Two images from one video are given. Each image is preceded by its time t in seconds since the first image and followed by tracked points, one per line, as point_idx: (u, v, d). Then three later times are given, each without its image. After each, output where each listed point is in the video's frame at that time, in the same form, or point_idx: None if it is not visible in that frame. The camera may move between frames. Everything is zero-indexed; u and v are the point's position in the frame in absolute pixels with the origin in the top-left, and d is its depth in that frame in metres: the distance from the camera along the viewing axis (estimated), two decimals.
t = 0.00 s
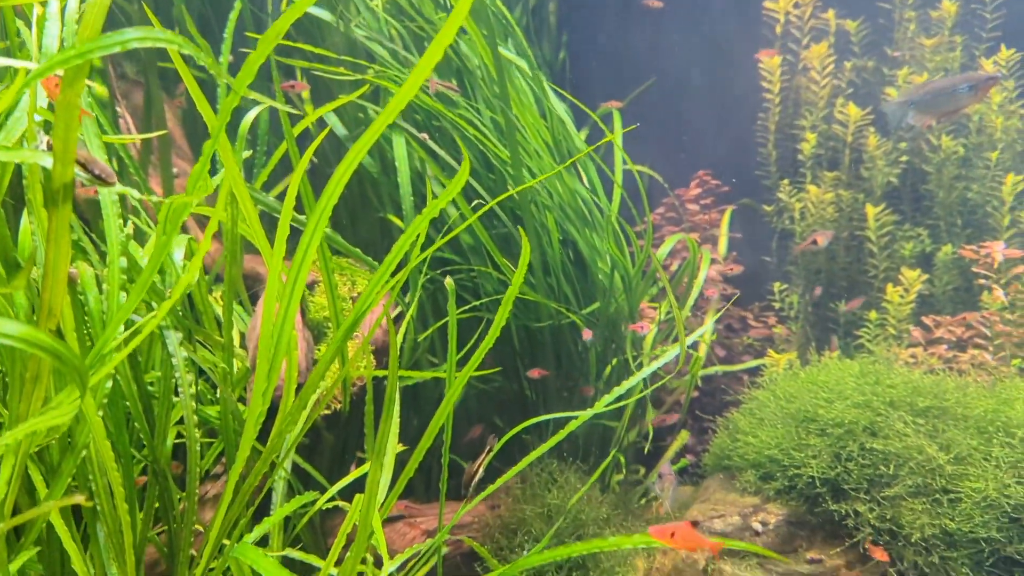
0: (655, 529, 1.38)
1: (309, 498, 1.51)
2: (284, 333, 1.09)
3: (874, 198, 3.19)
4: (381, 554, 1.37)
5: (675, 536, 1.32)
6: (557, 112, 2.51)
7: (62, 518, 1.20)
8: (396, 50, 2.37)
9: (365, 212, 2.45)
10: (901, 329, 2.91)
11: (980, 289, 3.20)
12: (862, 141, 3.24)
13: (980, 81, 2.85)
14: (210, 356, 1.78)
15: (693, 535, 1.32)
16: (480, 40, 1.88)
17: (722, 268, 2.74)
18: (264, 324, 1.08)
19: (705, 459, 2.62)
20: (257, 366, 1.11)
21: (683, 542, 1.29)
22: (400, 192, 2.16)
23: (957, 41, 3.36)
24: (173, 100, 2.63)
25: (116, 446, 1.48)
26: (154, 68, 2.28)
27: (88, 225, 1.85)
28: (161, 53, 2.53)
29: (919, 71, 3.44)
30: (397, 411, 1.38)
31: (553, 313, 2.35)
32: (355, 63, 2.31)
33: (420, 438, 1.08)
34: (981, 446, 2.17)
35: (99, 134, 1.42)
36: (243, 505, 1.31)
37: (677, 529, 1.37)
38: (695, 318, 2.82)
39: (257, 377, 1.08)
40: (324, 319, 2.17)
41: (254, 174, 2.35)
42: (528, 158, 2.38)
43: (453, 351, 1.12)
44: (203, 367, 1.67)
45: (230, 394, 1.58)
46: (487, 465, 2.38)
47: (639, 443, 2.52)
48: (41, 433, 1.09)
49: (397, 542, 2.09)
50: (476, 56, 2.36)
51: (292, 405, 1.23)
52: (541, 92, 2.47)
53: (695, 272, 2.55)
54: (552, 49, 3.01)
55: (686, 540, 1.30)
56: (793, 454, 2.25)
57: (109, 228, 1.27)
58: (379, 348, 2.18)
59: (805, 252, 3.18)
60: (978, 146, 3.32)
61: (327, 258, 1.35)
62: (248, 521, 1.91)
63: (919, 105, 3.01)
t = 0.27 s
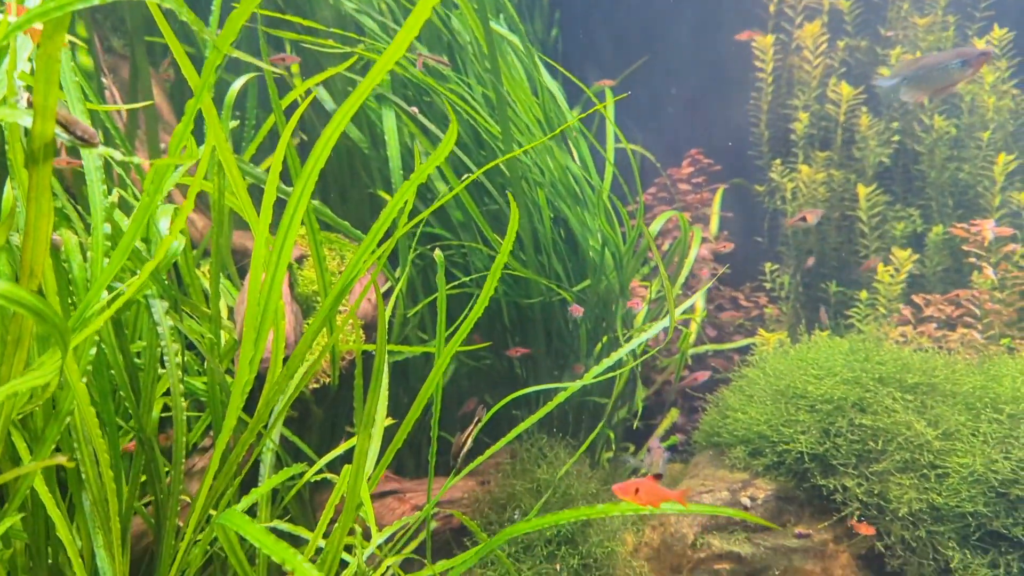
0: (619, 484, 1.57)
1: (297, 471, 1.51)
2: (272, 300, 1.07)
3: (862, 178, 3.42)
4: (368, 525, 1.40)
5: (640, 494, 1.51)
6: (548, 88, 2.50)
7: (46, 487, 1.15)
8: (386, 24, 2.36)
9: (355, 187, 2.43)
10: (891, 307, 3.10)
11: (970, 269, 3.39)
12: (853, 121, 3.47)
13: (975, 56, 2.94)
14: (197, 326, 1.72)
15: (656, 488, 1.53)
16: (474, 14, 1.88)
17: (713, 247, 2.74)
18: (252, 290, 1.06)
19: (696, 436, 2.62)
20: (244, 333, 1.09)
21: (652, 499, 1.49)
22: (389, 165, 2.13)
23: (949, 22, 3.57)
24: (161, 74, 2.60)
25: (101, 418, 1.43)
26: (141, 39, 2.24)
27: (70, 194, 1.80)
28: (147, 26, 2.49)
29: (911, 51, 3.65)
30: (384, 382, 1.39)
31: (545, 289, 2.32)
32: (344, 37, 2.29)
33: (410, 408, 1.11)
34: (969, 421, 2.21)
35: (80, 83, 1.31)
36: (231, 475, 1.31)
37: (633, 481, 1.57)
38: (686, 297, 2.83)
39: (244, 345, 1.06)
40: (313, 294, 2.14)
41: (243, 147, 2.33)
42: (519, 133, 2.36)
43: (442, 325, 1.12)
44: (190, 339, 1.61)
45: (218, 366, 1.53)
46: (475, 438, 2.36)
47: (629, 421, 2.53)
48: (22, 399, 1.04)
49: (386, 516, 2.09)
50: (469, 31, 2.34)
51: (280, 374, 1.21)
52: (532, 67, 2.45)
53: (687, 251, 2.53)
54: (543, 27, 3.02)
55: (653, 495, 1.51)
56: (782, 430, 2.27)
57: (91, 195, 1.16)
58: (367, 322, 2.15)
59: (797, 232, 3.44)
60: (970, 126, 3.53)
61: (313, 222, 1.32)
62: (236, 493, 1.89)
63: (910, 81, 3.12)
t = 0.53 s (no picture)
0: (596, 470, 1.98)
1: (292, 455, 1.52)
2: (264, 286, 1.06)
3: (857, 165, 3.54)
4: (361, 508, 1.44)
5: (613, 471, 1.99)
6: (543, 74, 2.49)
7: (41, 470, 1.13)
8: (380, 9, 2.35)
9: (349, 173, 2.42)
10: (884, 294, 3.20)
11: (963, 257, 3.47)
12: (848, 109, 3.59)
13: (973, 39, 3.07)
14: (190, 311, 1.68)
15: (623, 465, 2.01)
16: None
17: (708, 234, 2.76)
18: (244, 276, 1.04)
19: (689, 423, 2.66)
20: (237, 320, 1.08)
21: (621, 475, 1.98)
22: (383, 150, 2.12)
23: (942, 11, 3.69)
24: (154, 59, 2.59)
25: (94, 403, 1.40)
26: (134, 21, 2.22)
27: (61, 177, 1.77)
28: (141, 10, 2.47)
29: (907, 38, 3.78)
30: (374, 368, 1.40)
31: (539, 276, 2.32)
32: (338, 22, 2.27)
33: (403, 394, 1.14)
34: (960, 407, 2.23)
35: (72, 63, 1.27)
36: (226, 461, 1.28)
37: (605, 462, 2.02)
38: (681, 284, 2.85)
39: (236, 332, 1.06)
40: (307, 279, 2.14)
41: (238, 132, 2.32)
42: (515, 120, 2.35)
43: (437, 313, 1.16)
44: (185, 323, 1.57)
45: (213, 350, 1.49)
46: (468, 422, 2.37)
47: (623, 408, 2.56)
48: (14, 382, 1.02)
49: (380, 501, 2.08)
50: (463, 16, 2.33)
51: (273, 359, 1.20)
52: (527, 53, 2.44)
53: (681, 239, 2.55)
54: (539, 14, 3.02)
55: (622, 471, 1.99)
56: (775, 416, 2.30)
57: (85, 174, 1.18)
58: (361, 307, 2.13)
59: (790, 221, 3.58)
60: (964, 113, 3.65)
61: (306, 206, 1.31)
62: (231, 478, 1.88)
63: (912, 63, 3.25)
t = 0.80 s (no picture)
0: (567, 460, 1.93)
1: (285, 444, 1.49)
2: (257, 272, 1.03)
3: (851, 155, 3.61)
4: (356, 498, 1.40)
5: (584, 460, 1.93)
6: (536, 64, 2.49)
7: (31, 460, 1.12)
8: None
9: (342, 162, 2.42)
10: (877, 284, 3.25)
11: (955, 246, 3.51)
12: (841, 100, 3.67)
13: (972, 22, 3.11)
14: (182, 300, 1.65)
15: (594, 452, 1.95)
16: None
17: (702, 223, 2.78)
18: (235, 262, 1.01)
19: (682, 412, 2.68)
20: (229, 308, 1.05)
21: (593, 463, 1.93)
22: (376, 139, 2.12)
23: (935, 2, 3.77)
24: (146, 48, 2.57)
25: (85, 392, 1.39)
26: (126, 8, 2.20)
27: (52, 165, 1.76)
28: None
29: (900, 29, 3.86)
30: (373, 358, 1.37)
31: (533, 266, 2.33)
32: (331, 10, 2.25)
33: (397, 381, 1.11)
34: (951, 395, 2.24)
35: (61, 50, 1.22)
36: (218, 449, 1.27)
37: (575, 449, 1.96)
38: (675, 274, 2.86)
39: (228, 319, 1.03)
40: (300, 269, 2.13)
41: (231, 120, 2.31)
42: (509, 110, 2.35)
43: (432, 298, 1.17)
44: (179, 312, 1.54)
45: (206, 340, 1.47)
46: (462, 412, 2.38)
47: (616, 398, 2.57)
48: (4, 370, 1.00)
49: (373, 490, 2.09)
50: (457, 5, 2.32)
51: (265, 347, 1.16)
52: (521, 43, 2.43)
53: (674, 227, 2.53)
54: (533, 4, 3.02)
55: (593, 459, 1.94)
56: (767, 405, 2.31)
57: (76, 164, 1.13)
58: (355, 296, 2.15)
59: (783, 210, 3.63)
60: (957, 103, 3.72)
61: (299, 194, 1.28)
62: (224, 465, 1.88)
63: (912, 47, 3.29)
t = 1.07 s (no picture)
0: (537, 454, 1.89)
1: (273, 435, 1.49)
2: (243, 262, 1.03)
3: (843, 147, 3.63)
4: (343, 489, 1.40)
5: (555, 454, 1.90)
6: (528, 56, 2.48)
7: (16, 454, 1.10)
8: None
9: (333, 154, 2.41)
10: (869, 277, 3.28)
11: (947, 239, 3.53)
12: (834, 93, 3.69)
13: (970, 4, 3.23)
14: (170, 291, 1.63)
15: (565, 444, 1.92)
16: None
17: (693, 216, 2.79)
18: (223, 252, 1.01)
19: (673, 405, 2.68)
20: (215, 298, 1.05)
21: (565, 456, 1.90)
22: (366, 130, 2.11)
23: None
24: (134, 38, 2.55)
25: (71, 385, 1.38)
26: None
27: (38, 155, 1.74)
28: None
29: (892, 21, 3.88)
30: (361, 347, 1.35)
31: (524, 258, 2.34)
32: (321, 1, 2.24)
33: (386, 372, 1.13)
34: (940, 387, 2.26)
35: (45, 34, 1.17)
36: (205, 441, 1.26)
37: (546, 444, 1.93)
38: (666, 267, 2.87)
39: (214, 309, 1.02)
40: (289, 261, 2.12)
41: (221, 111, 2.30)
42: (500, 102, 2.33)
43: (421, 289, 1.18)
44: (165, 303, 1.54)
45: (193, 332, 1.46)
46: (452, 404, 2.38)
47: (608, 391, 2.58)
48: None
49: (363, 482, 2.09)
50: None
51: (253, 337, 1.15)
52: (512, 35, 2.43)
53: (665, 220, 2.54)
54: None
55: (565, 451, 1.91)
56: (757, 397, 2.33)
57: (59, 154, 1.13)
58: (344, 288, 2.14)
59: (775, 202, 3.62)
60: (949, 96, 3.72)
61: (287, 184, 1.26)
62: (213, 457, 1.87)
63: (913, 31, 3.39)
